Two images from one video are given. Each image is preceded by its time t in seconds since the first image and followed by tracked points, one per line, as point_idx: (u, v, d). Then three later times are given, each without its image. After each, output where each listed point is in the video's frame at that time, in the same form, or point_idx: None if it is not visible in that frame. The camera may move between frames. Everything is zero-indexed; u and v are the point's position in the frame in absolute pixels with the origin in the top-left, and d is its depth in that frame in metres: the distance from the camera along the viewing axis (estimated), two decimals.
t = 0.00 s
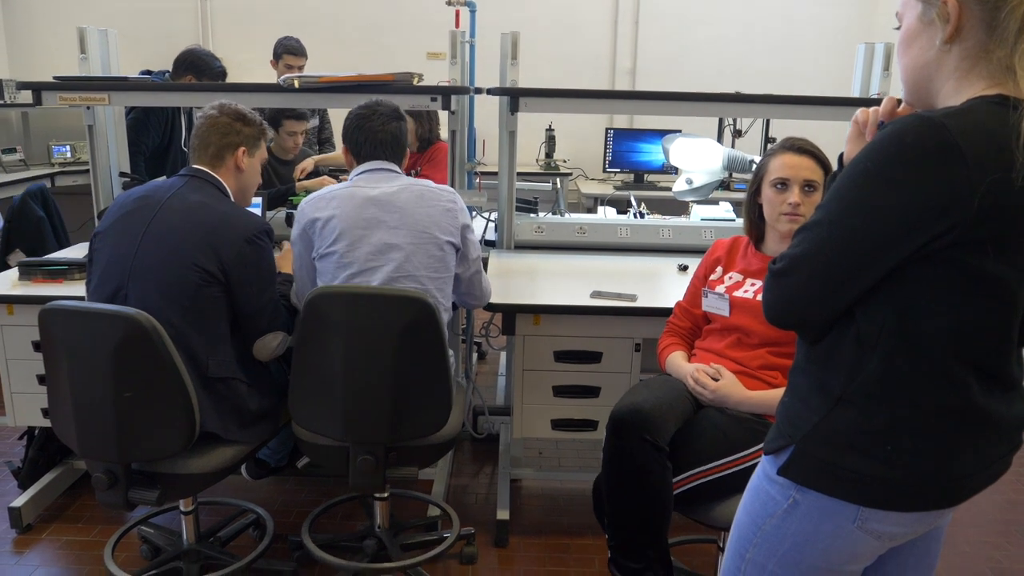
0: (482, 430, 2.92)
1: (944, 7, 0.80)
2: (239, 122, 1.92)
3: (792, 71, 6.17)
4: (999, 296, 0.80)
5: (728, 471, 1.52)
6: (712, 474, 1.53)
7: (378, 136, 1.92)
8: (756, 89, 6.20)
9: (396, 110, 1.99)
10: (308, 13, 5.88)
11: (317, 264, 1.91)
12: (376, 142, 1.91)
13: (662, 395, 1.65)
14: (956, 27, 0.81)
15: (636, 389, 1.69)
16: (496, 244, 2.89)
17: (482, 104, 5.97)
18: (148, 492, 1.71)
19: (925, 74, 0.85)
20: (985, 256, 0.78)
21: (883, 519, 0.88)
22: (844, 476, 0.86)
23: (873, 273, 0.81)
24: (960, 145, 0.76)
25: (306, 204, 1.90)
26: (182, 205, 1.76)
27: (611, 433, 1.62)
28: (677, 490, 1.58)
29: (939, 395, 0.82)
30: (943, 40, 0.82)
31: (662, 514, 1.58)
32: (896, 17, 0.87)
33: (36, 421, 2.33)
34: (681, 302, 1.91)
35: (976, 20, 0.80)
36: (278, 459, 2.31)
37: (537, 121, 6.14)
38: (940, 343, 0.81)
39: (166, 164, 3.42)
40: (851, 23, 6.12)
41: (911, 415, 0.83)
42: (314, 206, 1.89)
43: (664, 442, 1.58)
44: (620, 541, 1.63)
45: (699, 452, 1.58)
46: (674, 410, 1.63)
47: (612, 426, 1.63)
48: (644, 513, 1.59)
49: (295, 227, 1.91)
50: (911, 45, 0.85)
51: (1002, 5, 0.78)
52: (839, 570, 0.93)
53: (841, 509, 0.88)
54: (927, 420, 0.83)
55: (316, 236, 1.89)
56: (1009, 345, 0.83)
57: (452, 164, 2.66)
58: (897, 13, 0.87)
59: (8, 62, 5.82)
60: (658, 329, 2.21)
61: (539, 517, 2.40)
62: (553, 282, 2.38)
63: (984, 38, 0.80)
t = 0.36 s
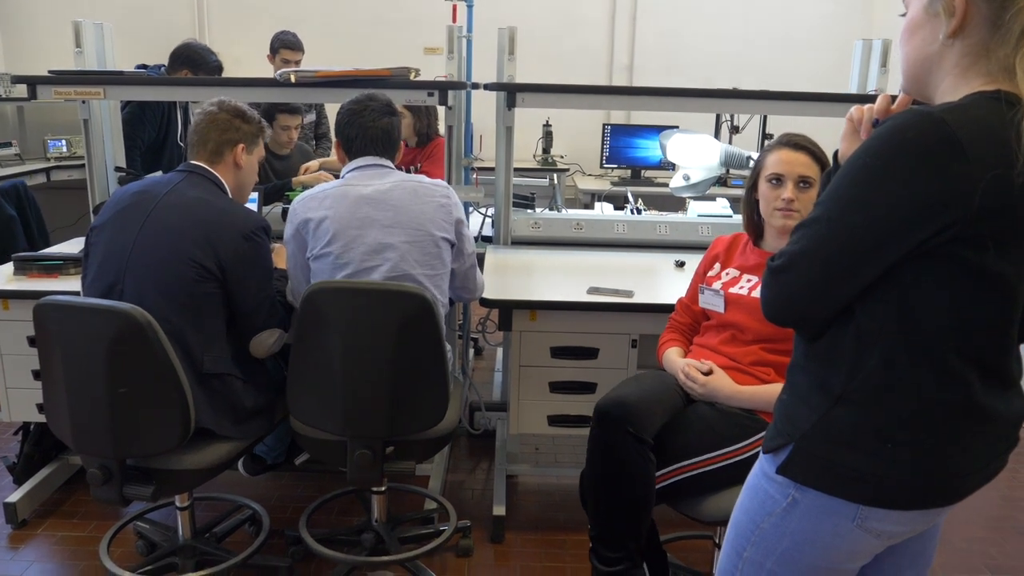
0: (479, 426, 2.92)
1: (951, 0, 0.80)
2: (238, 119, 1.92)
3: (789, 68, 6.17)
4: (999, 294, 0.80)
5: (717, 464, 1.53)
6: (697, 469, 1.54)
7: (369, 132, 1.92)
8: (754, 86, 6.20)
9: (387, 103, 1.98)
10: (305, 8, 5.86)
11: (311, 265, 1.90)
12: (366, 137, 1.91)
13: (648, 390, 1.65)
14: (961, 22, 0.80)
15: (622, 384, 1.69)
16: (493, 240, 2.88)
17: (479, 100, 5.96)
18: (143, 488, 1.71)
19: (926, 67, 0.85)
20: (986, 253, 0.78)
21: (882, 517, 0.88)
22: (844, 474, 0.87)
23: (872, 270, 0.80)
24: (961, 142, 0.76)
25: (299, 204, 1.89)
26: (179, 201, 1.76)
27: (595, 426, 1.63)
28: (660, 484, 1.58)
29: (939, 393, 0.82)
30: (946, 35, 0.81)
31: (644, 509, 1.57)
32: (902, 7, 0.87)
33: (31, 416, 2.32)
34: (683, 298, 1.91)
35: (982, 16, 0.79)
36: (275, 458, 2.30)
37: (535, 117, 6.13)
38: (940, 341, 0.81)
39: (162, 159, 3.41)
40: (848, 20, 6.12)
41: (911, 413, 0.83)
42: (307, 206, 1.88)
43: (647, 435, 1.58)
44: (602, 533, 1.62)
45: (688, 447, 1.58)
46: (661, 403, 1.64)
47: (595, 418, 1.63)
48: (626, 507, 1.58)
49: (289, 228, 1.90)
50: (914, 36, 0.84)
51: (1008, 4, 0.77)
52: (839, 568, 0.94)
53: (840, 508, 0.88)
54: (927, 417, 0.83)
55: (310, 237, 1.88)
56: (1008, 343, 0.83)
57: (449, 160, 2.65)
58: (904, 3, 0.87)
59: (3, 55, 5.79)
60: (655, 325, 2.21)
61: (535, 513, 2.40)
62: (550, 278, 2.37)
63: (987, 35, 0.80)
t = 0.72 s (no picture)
0: (479, 426, 2.93)
1: (959, 3, 0.80)
2: (239, 119, 1.92)
3: (789, 69, 6.17)
4: (1006, 297, 0.80)
5: (711, 464, 1.55)
6: (687, 470, 1.56)
7: (364, 132, 1.92)
8: (754, 87, 6.20)
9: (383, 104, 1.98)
10: (305, 8, 5.87)
11: (313, 267, 1.89)
12: (363, 136, 1.91)
13: (641, 389, 1.65)
14: (970, 24, 0.80)
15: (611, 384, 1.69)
16: (493, 240, 2.88)
17: (479, 100, 5.97)
18: (144, 487, 1.71)
19: (933, 69, 0.85)
20: (994, 255, 0.78)
21: (886, 519, 0.88)
22: (849, 477, 0.87)
23: (881, 273, 0.80)
24: (972, 146, 0.77)
25: (298, 205, 1.89)
26: (180, 202, 1.76)
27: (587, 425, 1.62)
28: (649, 484, 1.60)
29: (946, 395, 0.82)
30: (955, 36, 0.81)
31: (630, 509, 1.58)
32: (908, 7, 0.87)
33: (31, 415, 2.32)
34: (685, 295, 1.91)
35: (991, 18, 0.79)
36: (276, 457, 2.30)
37: (535, 117, 6.13)
38: (948, 343, 0.81)
39: (162, 158, 3.41)
40: (848, 21, 6.12)
41: (917, 416, 0.83)
42: (307, 207, 1.88)
43: (639, 435, 1.58)
44: (588, 530, 1.61)
45: (683, 447, 1.58)
46: (655, 402, 1.64)
47: (587, 416, 1.62)
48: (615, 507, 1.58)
49: (290, 230, 1.90)
50: (921, 37, 0.84)
51: (1017, 8, 0.77)
52: (843, 570, 0.94)
53: (845, 510, 0.88)
54: (936, 420, 0.83)
55: (311, 239, 1.88)
56: (1014, 345, 0.83)
57: (449, 160, 2.65)
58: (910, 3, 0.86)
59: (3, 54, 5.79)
60: (655, 326, 2.21)
61: (535, 513, 2.41)
62: (550, 279, 2.37)
63: (996, 37, 0.79)
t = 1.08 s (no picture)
0: (480, 425, 2.93)
1: (960, 3, 0.80)
2: (241, 119, 1.92)
3: (790, 68, 6.16)
4: (1013, 297, 0.80)
5: (708, 463, 1.54)
6: (682, 469, 1.56)
7: (359, 134, 1.92)
8: (755, 86, 6.20)
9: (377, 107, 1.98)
10: (306, 6, 5.86)
11: (315, 267, 1.89)
12: (357, 137, 1.91)
13: (640, 388, 1.66)
14: (973, 25, 0.80)
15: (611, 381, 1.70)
16: (494, 239, 2.88)
17: (480, 99, 5.96)
18: (145, 486, 1.71)
19: (936, 70, 0.84)
20: (1001, 255, 0.78)
21: (892, 519, 0.88)
22: (854, 477, 0.86)
23: (889, 273, 0.80)
24: (981, 144, 0.76)
25: (297, 205, 1.89)
26: (183, 201, 1.76)
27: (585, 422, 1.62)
28: (644, 483, 1.60)
29: (952, 396, 0.82)
30: (957, 37, 0.81)
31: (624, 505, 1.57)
32: (908, 8, 0.86)
33: (32, 414, 2.32)
34: (693, 293, 1.91)
35: (994, 17, 0.79)
36: (277, 455, 2.30)
37: (536, 116, 6.13)
38: (956, 344, 0.80)
39: (163, 157, 3.41)
40: (849, 20, 6.11)
41: (924, 416, 0.83)
42: (307, 207, 1.87)
43: (635, 433, 1.58)
44: (582, 526, 1.62)
45: (681, 445, 1.58)
46: (653, 400, 1.64)
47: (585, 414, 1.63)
48: (609, 505, 1.58)
49: (290, 232, 1.90)
50: (922, 38, 0.84)
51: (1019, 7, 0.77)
52: (847, 570, 0.94)
53: (850, 510, 0.88)
54: (943, 420, 0.83)
55: (312, 239, 1.87)
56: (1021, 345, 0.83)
57: (451, 159, 2.65)
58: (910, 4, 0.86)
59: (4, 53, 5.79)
60: (657, 325, 2.21)
61: (536, 512, 2.40)
62: (552, 277, 2.37)
63: (999, 35, 0.79)
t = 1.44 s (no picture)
0: (480, 424, 2.92)
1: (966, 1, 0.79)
2: (242, 119, 1.92)
3: (789, 66, 6.16)
4: (1014, 295, 0.80)
5: (704, 462, 1.54)
6: (679, 467, 1.56)
7: (353, 134, 1.92)
8: (755, 85, 6.19)
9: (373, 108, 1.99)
10: (306, 5, 5.86)
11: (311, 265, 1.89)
12: (351, 138, 1.92)
13: (637, 386, 1.66)
14: (977, 23, 0.79)
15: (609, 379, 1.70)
16: (494, 237, 2.88)
17: (480, 98, 5.96)
18: (144, 485, 1.71)
19: (938, 67, 0.84)
20: (1001, 254, 0.78)
21: (892, 518, 0.88)
22: (855, 476, 0.86)
23: (889, 273, 0.80)
24: (981, 144, 0.76)
25: (294, 204, 1.89)
26: (183, 200, 1.76)
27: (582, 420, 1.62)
28: (642, 481, 1.60)
29: (953, 395, 0.82)
30: (962, 36, 0.81)
31: (621, 503, 1.58)
32: (910, 5, 0.86)
33: (32, 414, 2.32)
34: (693, 293, 1.91)
35: (998, 17, 0.78)
36: (277, 455, 2.30)
37: (536, 115, 6.13)
38: (955, 343, 0.80)
39: (163, 156, 3.41)
40: (849, 19, 6.11)
41: (924, 416, 0.83)
42: (303, 206, 1.88)
43: (633, 431, 1.59)
44: (581, 523, 1.62)
45: (678, 443, 1.58)
46: (650, 399, 1.65)
47: (582, 412, 1.63)
48: (606, 503, 1.58)
49: (286, 231, 1.90)
50: (925, 35, 0.84)
51: None
52: (847, 569, 0.94)
53: (850, 509, 0.88)
54: (942, 420, 0.83)
55: (308, 238, 1.87)
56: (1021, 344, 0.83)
57: (450, 157, 2.65)
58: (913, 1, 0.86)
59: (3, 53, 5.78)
60: (656, 324, 2.21)
61: (536, 511, 2.40)
62: (551, 277, 2.37)
63: (1002, 35, 0.79)
